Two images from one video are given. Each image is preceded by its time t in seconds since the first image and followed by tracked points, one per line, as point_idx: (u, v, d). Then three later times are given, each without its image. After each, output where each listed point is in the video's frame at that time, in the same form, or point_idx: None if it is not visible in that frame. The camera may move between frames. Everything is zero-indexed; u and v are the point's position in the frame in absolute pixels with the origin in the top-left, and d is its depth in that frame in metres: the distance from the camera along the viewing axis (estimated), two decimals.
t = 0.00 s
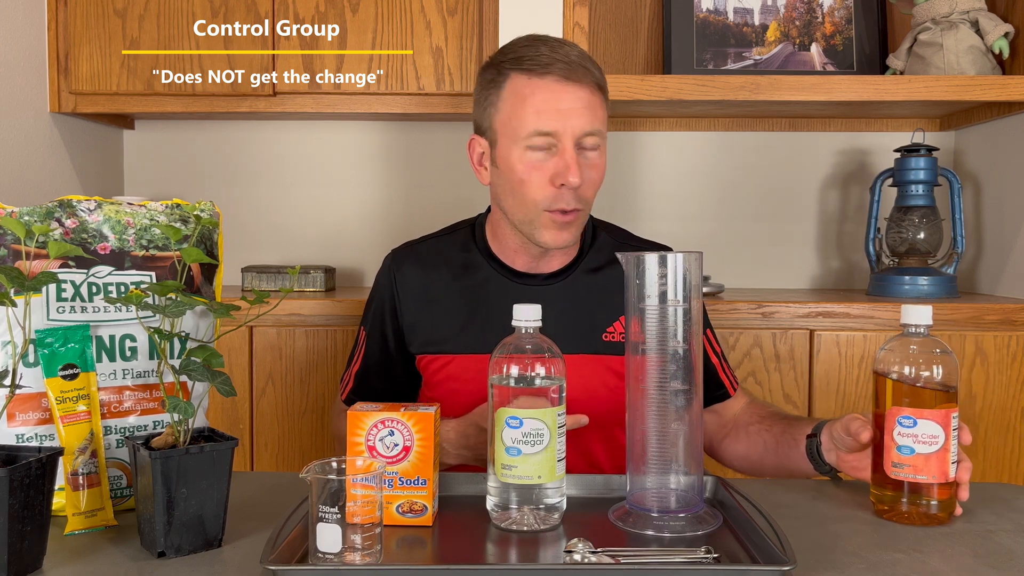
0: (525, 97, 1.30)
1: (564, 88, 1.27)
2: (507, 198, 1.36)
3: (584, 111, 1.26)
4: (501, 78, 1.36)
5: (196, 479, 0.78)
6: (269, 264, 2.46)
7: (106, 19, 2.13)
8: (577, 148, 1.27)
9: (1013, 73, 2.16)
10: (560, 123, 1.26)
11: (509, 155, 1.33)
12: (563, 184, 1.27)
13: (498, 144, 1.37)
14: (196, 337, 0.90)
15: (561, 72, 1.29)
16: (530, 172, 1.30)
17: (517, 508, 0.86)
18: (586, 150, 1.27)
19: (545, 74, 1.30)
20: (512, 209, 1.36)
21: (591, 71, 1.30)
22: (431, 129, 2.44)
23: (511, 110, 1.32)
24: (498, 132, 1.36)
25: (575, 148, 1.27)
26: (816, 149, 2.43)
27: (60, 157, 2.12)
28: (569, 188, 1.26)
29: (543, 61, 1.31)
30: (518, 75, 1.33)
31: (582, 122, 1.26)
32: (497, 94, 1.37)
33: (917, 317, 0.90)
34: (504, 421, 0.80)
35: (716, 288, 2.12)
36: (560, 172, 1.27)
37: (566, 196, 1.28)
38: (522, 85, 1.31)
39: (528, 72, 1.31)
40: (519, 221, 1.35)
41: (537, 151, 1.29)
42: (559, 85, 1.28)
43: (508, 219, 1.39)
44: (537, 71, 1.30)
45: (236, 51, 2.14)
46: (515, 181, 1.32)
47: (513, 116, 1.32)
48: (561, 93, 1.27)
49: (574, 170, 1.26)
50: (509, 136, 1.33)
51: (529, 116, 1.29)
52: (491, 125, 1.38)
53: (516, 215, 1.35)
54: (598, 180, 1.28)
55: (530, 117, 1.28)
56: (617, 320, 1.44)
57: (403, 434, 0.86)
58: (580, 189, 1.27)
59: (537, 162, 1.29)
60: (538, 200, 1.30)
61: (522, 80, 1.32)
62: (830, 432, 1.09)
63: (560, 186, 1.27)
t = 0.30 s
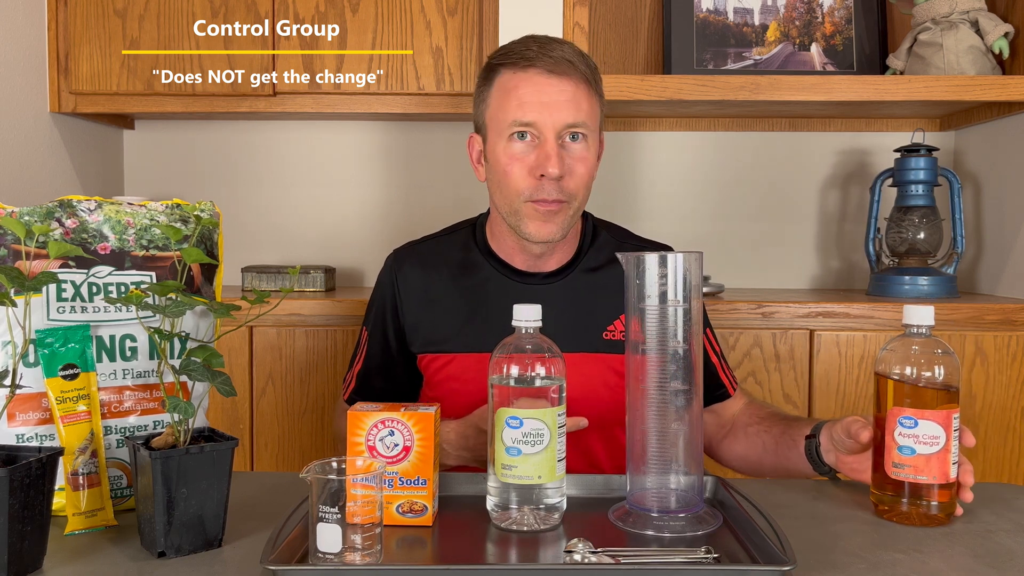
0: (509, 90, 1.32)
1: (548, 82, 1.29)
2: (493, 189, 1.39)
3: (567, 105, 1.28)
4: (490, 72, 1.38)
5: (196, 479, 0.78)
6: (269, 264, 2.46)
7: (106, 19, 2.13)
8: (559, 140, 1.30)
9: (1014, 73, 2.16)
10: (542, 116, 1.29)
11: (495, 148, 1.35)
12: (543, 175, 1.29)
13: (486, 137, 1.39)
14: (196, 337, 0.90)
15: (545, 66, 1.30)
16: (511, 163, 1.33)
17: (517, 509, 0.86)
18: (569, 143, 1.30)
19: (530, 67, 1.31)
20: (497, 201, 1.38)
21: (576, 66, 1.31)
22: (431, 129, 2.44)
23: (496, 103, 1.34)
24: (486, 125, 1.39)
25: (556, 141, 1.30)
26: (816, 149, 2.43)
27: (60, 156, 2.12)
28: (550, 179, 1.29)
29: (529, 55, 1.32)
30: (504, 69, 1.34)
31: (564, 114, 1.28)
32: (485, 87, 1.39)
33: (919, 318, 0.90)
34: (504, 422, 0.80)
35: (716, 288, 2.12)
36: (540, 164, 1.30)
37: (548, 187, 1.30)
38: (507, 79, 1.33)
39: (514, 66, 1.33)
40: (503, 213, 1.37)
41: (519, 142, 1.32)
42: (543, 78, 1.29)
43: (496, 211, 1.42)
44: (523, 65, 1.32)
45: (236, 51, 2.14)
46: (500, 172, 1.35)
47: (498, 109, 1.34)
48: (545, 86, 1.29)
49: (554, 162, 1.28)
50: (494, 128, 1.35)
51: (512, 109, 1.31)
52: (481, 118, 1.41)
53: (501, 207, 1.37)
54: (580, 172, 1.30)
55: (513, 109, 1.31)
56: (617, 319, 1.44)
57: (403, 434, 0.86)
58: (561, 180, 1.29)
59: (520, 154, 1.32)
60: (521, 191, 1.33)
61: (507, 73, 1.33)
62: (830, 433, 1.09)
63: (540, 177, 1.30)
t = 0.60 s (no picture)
0: (509, 88, 1.32)
1: (547, 79, 1.29)
2: (495, 187, 1.38)
3: (566, 100, 1.28)
4: (491, 72, 1.39)
5: (196, 479, 0.78)
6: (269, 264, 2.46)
7: (106, 19, 2.13)
8: (559, 136, 1.29)
9: (1014, 73, 2.16)
10: (541, 112, 1.29)
11: (496, 145, 1.35)
12: (543, 170, 1.29)
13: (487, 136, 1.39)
14: (196, 337, 0.90)
15: (543, 64, 1.31)
16: (512, 160, 1.32)
17: (517, 508, 0.86)
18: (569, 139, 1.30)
19: (529, 65, 1.32)
20: (500, 199, 1.38)
21: (575, 63, 1.32)
22: (431, 129, 2.44)
23: (497, 102, 1.34)
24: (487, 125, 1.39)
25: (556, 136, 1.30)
26: (816, 148, 2.43)
27: (60, 157, 2.12)
28: (550, 173, 1.29)
29: (528, 54, 1.33)
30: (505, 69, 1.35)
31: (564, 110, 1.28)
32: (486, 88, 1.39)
33: (919, 318, 0.90)
34: (504, 422, 0.80)
35: (716, 288, 2.12)
36: (540, 159, 1.30)
37: (548, 182, 1.30)
38: (507, 78, 1.33)
39: (513, 65, 1.33)
40: (505, 210, 1.37)
41: (520, 140, 1.31)
42: (542, 75, 1.30)
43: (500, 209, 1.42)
44: (522, 64, 1.32)
45: (236, 51, 2.14)
46: (500, 169, 1.34)
47: (499, 108, 1.34)
48: (544, 83, 1.29)
49: (554, 156, 1.28)
50: (495, 128, 1.35)
51: (512, 106, 1.31)
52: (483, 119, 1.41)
53: (503, 205, 1.37)
54: (580, 167, 1.30)
55: (512, 107, 1.31)
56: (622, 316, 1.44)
57: (403, 434, 0.86)
58: (561, 175, 1.29)
59: (521, 151, 1.31)
60: (522, 187, 1.32)
61: (507, 73, 1.34)
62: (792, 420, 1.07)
63: (541, 172, 1.30)
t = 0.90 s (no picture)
0: (514, 84, 1.32)
1: (552, 75, 1.30)
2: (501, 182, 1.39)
3: (570, 96, 1.29)
4: (497, 70, 1.39)
5: (196, 479, 0.78)
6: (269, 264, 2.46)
7: (106, 19, 2.13)
8: (563, 131, 1.30)
9: (1014, 73, 2.16)
10: (546, 107, 1.29)
11: (502, 140, 1.35)
12: (547, 164, 1.29)
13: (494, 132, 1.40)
14: (196, 337, 0.90)
15: (548, 61, 1.31)
16: (516, 154, 1.33)
17: (517, 509, 0.86)
18: (572, 133, 1.30)
19: (534, 62, 1.32)
20: (506, 194, 1.38)
21: (579, 60, 1.31)
22: (431, 129, 2.44)
23: (503, 98, 1.34)
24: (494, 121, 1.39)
25: (560, 131, 1.30)
26: (816, 148, 2.43)
27: (60, 157, 2.12)
28: (553, 168, 1.29)
29: (534, 52, 1.33)
30: (510, 66, 1.35)
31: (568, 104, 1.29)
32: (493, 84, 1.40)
33: (918, 318, 0.90)
34: (504, 421, 0.80)
35: (716, 288, 2.12)
36: (544, 153, 1.30)
37: (552, 176, 1.30)
38: (512, 74, 1.33)
39: (519, 62, 1.33)
40: (511, 204, 1.37)
41: (525, 134, 1.32)
42: (546, 71, 1.30)
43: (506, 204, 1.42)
44: (527, 60, 1.32)
45: (236, 51, 2.14)
46: (505, 164, 1.35)
47: (504, 103, 1.34)
48: (549, 79, 1.29)
49: (558, 151, 1.29)
50: (501, 123, 1.35)
51: (516, 101, 1.31)
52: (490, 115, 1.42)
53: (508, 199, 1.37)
54: (584, 161, 1.30)
55: (517, 102, 1.31)
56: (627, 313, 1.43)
57: (403, 434, 0.86)
58: (565, 169, 1.29)
59: (525, 145, 1.32)
60: (526, 181, 1.33)
61: (513, 70, 1.34)
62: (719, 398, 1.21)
63: (545, 167, 1.30)
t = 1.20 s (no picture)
0: (523, 91, 1.31)
1: (560, 83, 1.29)
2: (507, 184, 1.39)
3: (577, 105, 1.28)
4: (504, 73, 1.38)
5: (196, 479, 0.78)
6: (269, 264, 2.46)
7: (106, 19, 2.13)
8: (570, 139, 1.30)
9: (1013, 73, 2.16)
10: (554, 116, 1.29)
11: (508, 145, 1.35)
12: (554, 172, 1.30)
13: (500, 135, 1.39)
14: (196, 337, 0.90)
15: (556, 69, 1.29)
16: (523, 160, 1.33)
17: (517, 508, 0.86)
18: (579, 141, 1.30)
19: (542, 70, 1.30)
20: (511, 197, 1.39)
21: (589, 68, 1.30)
22: (431, 129, 2.44)
23: (510, 104, 1.34)
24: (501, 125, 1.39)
25: (566, 139, 1.30)
26: (816, 148, 2.43)
27: (60, 157, 2.12)
28: (559, 175, 1.29)
29: (542, 58, 1.31)
30: (518, 71, 1.34)
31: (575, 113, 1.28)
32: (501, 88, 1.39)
33: (918, 317, 0.90)
34: (504, 422, 0.80)
35: (716, 288, 2.12)
36: (551, 161, 1.30)
37: (559, 184, 1.31)
38: (520, 81, 1.33)
39: (527, 69, 1.32)
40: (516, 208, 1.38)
41: (531, 141, 1.32)
42: (555, 80, 1.29)
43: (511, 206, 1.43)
44: (535, 67, 1.31)
45: (236, 51, 2.14)
46: (511, 168, 1.35)
47: (512, 109, 1.34)
48: (558, 87, 1.29)
49: (564, 159, 1.29)
50: (508, 128, 1.35)
51: (524, 109, 1.31)
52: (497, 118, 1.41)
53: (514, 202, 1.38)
54: (590, 169, 1.30)
55: (525, 109, 1.31)
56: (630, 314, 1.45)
57: (403, 434, 0.86)
58: (571, 177, 1.30)
59: (532, 151, 1.32)
60: (531, 187, 1.33)
61: (521, 76, 1.33)
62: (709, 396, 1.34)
63: (550, 174, 1.30)
